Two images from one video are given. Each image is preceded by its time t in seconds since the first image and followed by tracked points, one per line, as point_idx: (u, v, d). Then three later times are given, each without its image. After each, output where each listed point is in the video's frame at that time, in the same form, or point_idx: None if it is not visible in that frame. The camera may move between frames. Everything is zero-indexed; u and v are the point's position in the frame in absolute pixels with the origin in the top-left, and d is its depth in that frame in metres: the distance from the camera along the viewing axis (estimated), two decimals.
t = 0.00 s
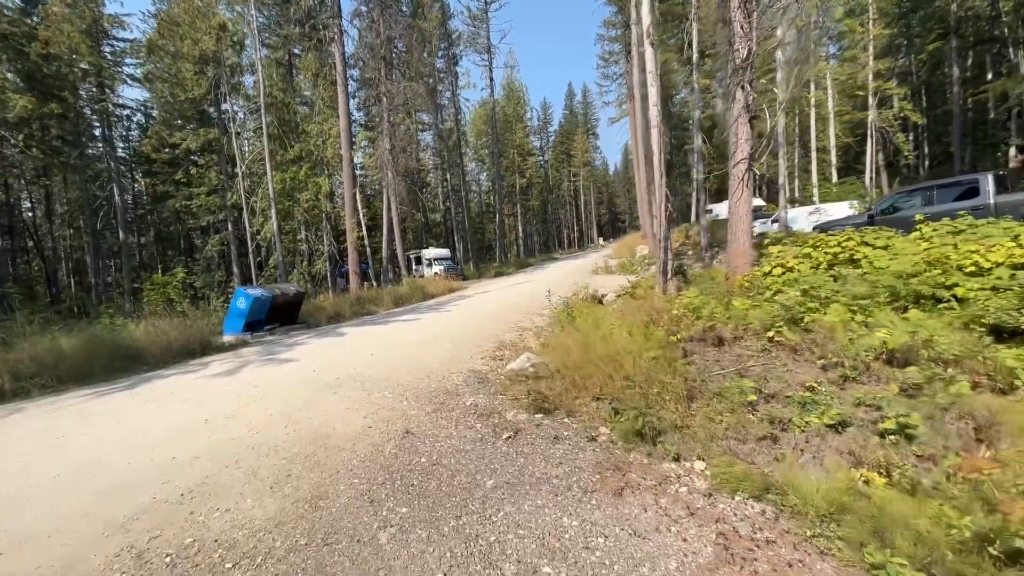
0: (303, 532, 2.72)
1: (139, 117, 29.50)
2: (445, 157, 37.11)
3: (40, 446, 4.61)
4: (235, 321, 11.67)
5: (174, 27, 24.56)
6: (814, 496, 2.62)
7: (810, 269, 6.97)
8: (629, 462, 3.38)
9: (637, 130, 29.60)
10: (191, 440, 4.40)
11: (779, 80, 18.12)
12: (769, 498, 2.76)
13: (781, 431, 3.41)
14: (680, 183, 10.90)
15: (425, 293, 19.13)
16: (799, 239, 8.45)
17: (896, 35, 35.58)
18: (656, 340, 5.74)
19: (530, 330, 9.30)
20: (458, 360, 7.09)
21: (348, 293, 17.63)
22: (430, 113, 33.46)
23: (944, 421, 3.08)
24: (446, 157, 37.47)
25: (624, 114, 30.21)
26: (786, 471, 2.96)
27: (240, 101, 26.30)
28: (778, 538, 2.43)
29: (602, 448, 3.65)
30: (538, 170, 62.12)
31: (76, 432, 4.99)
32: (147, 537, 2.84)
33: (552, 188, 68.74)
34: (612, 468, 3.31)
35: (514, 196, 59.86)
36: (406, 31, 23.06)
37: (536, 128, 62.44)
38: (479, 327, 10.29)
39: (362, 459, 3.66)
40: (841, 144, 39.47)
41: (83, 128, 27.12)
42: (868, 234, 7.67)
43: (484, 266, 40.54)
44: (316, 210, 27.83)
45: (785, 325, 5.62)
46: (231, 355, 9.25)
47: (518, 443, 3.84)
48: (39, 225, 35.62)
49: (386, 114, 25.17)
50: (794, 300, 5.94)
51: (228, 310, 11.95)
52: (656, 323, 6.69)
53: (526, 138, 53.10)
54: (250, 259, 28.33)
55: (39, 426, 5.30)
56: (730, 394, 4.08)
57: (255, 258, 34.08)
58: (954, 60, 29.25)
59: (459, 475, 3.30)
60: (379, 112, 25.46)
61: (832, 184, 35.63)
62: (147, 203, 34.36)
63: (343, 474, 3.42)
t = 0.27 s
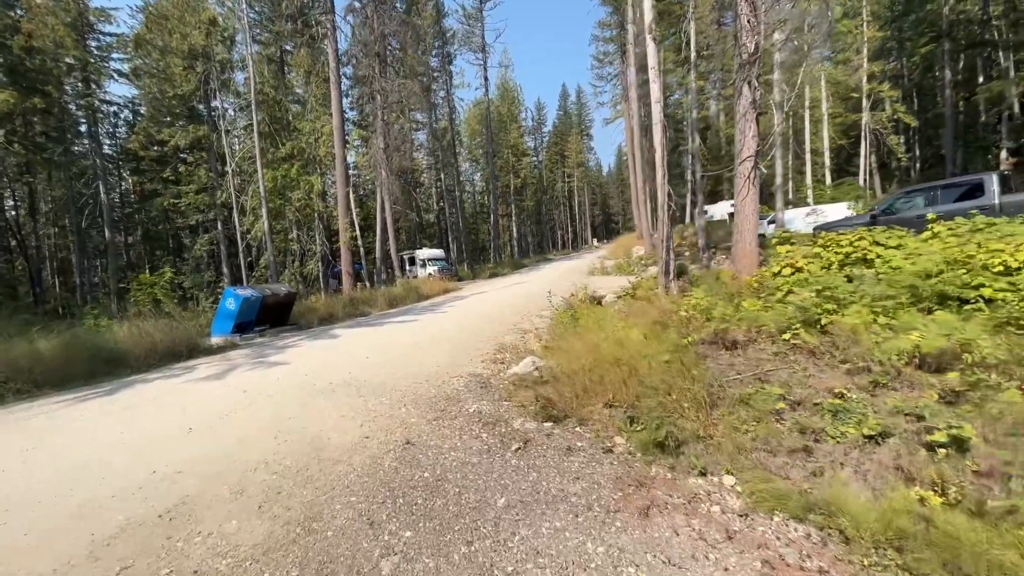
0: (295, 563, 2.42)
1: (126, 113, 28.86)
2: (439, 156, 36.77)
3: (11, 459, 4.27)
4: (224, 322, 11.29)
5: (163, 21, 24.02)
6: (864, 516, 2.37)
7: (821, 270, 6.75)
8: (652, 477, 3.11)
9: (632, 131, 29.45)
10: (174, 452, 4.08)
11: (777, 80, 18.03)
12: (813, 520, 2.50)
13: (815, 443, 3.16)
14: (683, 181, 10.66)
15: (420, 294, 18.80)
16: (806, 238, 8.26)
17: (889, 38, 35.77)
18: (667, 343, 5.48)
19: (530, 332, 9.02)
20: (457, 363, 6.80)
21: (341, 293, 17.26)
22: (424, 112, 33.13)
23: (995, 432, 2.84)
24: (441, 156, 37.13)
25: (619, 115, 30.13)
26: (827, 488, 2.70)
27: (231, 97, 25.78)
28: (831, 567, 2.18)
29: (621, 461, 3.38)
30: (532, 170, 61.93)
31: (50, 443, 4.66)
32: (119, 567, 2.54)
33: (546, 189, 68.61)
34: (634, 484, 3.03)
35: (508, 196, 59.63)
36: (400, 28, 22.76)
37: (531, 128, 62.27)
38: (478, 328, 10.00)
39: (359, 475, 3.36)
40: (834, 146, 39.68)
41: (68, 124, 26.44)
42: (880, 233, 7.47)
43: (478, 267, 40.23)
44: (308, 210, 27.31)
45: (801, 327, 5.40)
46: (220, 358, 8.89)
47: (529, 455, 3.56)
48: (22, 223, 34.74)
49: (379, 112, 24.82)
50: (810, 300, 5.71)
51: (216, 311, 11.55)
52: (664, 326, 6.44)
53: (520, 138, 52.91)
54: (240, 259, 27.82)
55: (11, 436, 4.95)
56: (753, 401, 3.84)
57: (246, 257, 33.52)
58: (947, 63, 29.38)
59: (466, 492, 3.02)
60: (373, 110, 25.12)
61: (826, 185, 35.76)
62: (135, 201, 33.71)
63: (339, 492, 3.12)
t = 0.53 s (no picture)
0: None
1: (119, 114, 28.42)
2: (436, 159, 36.48)
3: None
4: (216, 327, 10.95)
5: (157, 21, 23.67)
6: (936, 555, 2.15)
7: (839, 274, 6.53)
8: (684, 501, 2.86)
9: (631, 134, 29.32)
10: (159, 471, 3.78)
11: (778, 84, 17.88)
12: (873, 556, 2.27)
13: (862, 465, 2.93)
14: (687, 183, 10.45)
15: (417, 298, 18.49)
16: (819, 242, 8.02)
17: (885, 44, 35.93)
18: (684, 352, 5.22)
19: (535, 338, 8.73)
20: (460, 372, 6.49)
21: (337, 297, 16.91)
22: (421, 115, 32.85)
23: None
24: (438, 159, 36.85)
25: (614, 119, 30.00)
26: (886, 521, 2.45)
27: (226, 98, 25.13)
28: None
29: (648, 483, 3.12)
30: (529, 174, 61.73)
31: (25, 460, 4.34)
32: None
33: (543, 193, 68.46)
34: (666, 511, 2.77)
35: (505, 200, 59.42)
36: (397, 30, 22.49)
37: (528, 131, 62.13)
38: (479, 334, 9.70)
39: (359, 500, 3.07)
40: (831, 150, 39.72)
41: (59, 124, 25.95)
42: (897, 236, 7.24)
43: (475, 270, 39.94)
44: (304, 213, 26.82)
45: (824, 334, 5.17)
46: (212, 365, 8.54)
47: (547, 476, 3.27)
48: (12, 225, 34.14)
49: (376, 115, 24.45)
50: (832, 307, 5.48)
51: (208, 316, 11.21)
52: (676, 333, 6.19)
53: (517, 141, 52.77)
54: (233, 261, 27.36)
55: None
56: (784, 417, 3.61)
57: (240, 260, 33.07)
58: (943, 69, 29.56)
59: (482, 521, 2.75)
60: (370, 112, 24.81)
61: (823, 189, 35.74)
62: (127, 203, 33.18)
63: (339, 522, 2.83)
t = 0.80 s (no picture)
0: None
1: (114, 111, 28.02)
2: (435, 159, 36.18)
3: None
4: (211, 327, 10.68)
5: (153, 16, 23.33)
6: None
7: (857, 274, 6.32)
8: (721, 520, 2.64)
9: (631, 135, 29.11)
10: (145, 483, 3.54)
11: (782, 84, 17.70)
12: None
13: (915, 483, 2.79)
14: (694, 182, 10.20)
15: (416, 298, 18.19)
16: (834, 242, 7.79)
17: (885, 46, 35.87)
18: (701, 355, 4.97)
19: (540, 340, 8.47)
20: (464, 375, 6.22)
21: (334, 297, 16.59)
22: (419, 114, 32.54)
23: None
24: (436, 159, 36.54)
25: (613, 120, 29.77)
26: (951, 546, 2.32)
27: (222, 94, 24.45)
28: None
29: (677, 498, 2.89)
30: (527, 175, 61.48)
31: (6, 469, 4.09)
32: None
33: (541, 194, 68.21)
34: (701, 530, 2.55)
35: (503, 201, 59.15)
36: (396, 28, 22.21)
37: (526, 132, 61.88)
38: (481, 335, 9.44)
39: (361, 519, 2.81)
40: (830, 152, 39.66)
41: (52, 121, 25.52)
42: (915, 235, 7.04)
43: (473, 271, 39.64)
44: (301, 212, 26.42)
45: (849, 337, 4.96)
46: (206, 367, 8.26)
47: (566, 490, 3.04)
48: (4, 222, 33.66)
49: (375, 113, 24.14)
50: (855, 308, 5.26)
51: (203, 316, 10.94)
52: (690, 336, 5.96)
53: (516, 142, 52.55)
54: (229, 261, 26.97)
55: None
56: (819, 426, 3.40)
57: (236, 260, 32.68)
58: (943, 71, 29.52)
59: (499, 543, 2.52)
60: (369, 111, 24.51)
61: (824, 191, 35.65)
62: (121, 201, 32.75)
63: (340, 545, 2.58)
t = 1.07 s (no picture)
0: None
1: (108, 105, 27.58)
2: (434, 156, 35.83)
3: None
4: (205, 325, 10.36)
5: (148, 9, 22.91)
6: None
7: (878, 273, 6.09)
8: (762, 544, 2.45)
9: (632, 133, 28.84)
10: (129, 495, 3.27)
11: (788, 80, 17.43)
12: None
13: (982, 503, 2.68)
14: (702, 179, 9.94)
15: (415, 296, 17.91)
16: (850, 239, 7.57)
17: (887, 45, 35.69)
18: (720, 358, 4.71)
19: (545, 340, 8.21)
20: (468, 377, 5.94)
21: (332, 295, 16.29)
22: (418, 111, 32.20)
23: None
24: (435, 156, 36.19)
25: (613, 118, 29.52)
26: None
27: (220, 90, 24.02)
28: None
29: (712, 518, 2.66)
30: (526, 173, 61.14)
31: None
32: None
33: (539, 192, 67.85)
34: (743, 558, 2.33)
35: (502, 199, 58.79)
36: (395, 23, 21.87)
37: (525, 130, 61.50)
38: (484, 334, 9.17)
39: (363, 542, 2.56)
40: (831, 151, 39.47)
41: (45, 115, 25.08)
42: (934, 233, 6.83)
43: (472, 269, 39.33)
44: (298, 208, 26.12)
45: (877, 338, 4.74)
46: (199, 367, 7.96)
47: (590, 508, 2.78)
48: None
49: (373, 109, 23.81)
50: (881, 308, 5.04)
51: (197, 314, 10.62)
52: (705, 337, 5.71)
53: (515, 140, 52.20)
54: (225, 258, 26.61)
55: None
56: (858, 436, 3.21)
57: (232, 257, 32.31)
58: (945, 70, 29.37)
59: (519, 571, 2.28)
60: (367, 106, 24.17)
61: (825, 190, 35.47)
62: (116, 197, 32.31)
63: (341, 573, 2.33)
